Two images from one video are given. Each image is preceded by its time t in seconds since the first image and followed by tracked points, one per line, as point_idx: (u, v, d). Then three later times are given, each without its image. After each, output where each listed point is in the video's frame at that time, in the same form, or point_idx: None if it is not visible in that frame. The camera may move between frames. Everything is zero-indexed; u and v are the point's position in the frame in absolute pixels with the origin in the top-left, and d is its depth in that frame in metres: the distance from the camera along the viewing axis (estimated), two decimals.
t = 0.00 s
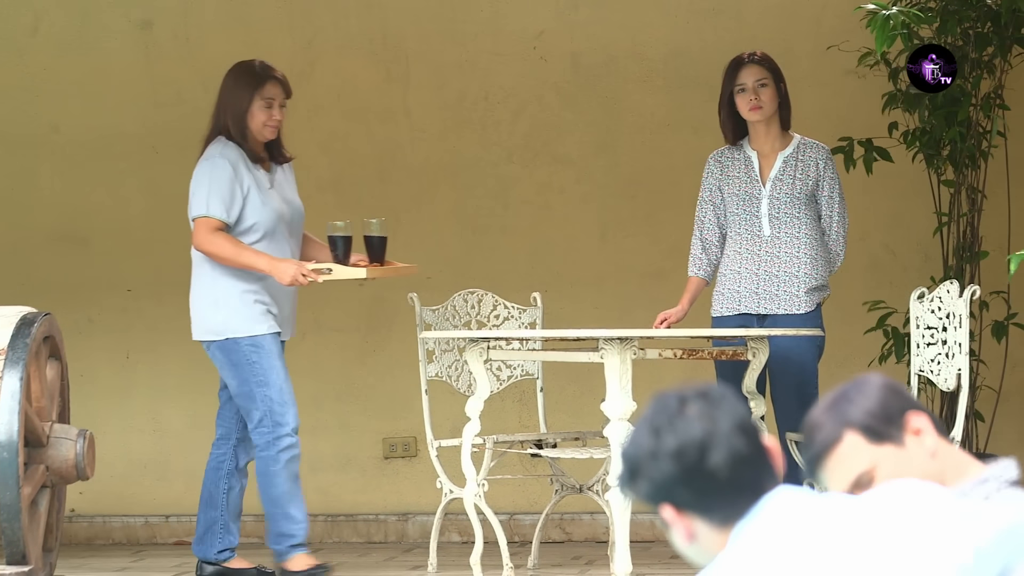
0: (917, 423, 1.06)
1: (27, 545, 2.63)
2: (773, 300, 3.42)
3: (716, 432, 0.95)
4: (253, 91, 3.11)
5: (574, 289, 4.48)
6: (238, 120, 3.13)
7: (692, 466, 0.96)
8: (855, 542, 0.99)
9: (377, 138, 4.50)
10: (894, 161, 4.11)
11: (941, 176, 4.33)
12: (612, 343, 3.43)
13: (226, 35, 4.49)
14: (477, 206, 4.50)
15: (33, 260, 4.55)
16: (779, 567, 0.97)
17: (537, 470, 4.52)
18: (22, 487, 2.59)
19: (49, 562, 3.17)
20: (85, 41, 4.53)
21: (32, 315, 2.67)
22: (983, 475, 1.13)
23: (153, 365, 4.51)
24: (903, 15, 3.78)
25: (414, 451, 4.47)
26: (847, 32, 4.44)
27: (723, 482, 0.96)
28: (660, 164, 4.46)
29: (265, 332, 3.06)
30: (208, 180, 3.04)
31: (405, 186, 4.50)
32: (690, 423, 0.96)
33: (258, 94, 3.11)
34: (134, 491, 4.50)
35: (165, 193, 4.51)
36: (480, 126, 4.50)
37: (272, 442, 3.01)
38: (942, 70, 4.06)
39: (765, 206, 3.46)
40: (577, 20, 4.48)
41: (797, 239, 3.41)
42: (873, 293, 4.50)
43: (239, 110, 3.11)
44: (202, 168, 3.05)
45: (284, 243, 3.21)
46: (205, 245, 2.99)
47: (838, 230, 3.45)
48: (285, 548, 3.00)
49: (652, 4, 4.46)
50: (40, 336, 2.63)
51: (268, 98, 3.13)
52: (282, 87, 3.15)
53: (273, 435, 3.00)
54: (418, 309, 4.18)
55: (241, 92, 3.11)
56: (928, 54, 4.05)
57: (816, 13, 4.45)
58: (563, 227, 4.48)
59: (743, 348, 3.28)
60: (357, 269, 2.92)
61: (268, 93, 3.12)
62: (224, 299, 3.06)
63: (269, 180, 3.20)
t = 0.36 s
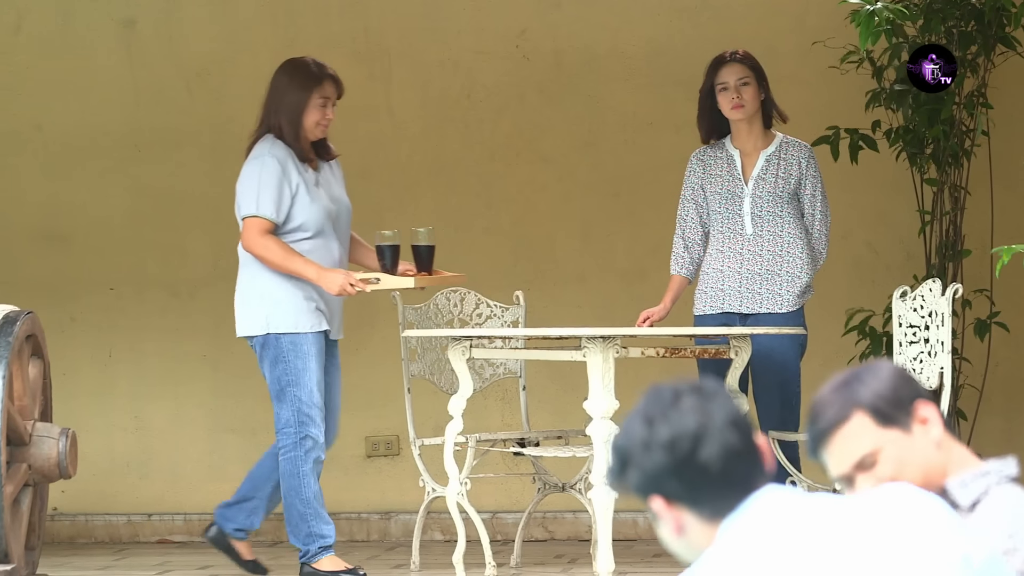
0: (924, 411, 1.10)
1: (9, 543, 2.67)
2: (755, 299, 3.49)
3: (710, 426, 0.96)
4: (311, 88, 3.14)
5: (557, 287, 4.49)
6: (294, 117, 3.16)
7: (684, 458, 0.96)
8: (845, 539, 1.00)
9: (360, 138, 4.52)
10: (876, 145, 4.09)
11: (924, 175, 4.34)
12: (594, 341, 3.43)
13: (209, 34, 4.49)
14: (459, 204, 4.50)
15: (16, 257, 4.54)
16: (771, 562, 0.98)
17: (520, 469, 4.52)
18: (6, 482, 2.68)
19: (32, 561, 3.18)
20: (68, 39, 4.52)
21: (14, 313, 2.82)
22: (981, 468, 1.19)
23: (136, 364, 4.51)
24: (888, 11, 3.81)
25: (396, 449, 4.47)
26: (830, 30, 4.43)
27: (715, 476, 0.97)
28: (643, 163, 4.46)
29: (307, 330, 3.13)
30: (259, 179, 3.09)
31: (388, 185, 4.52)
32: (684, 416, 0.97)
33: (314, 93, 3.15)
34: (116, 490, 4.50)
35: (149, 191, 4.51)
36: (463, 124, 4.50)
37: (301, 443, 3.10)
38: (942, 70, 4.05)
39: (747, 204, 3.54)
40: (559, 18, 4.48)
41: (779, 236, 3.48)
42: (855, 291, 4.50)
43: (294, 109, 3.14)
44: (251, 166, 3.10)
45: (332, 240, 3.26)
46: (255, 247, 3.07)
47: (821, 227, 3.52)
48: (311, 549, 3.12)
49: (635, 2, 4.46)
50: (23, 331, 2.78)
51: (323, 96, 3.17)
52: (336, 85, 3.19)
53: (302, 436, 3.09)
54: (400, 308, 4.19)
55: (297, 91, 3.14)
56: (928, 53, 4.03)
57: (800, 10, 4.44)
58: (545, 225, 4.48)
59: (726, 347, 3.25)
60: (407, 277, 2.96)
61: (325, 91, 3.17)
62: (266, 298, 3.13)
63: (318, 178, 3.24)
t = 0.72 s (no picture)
0: (901, 410, 1.09)
1: None
2: (740, 298, 3.64)
3: (746, 408, 0.96)
4: (355, 88, 3.27)
5: (540, 287, 4.49)
6: (338, 115, 3.29)
7: (713, 434, 0.96)
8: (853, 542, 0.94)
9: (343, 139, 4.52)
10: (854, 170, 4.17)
11: (908, 174, 4.34)
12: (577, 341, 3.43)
13: (192, 33, 4.48)
14: (442, 204, 4.51)
15: None
16: (769, 562, 0.94)
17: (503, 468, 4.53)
18: None
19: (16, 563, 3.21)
20: (51, 38, 4.52)
21: None
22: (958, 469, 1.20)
23: (119, 363, 4.51)
24: (878, 6, 3.81)
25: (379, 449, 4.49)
26: (814, 29, 4.42)
27: (739, 457, 0.96)
28: (626, 163, 4.45)
29: (315, 331, 3.29)
30: (293, 179, 3.23)
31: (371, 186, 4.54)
32: (723, 394, 0.96)
33: (358, 90, 3.28)
34: (99, 489, 4.50)
35: (132, 191, 4.51)
36: (446, 124, 4.51)
37: (296, 442, 3.29)
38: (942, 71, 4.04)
39: (730, 203, 3.69)
40: (543, 18, 4.47)
41: (762, 235, 3.64)
42: (838, 290, 4.50)
43: (342, 108, 3.27)
44: (286, 164, 3.25)
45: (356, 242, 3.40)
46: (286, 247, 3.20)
47: (804, 226, 3.68)
48: (295, 548, 3.32)
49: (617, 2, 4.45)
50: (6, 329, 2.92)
51: (366, 95, 3.31)
52: (377, 84, 3.33)
53: (297, 436, 3.29)
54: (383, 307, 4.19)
55: (343, 91, 3.27)
56: (928, 53, 4.06)
57: (783, 10, 4.44)
58: (529, 225, 4.48)
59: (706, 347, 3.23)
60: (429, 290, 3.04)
61: (367, 90, 3.30)
62: (284, 296, 3.29)
63: (348, 179, 3.39)
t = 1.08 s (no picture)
0: (874, 409, 0.97)
1: None
2: (716, 297, 3.64)
3: (790, 402, 0.88)
4: (385, 86, 3.35)
5: (516, 286, 4.49)
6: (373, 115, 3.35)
7: (750, 418, 0.88)
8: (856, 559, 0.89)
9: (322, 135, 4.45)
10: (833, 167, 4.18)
11: (884, 174, 4.34)
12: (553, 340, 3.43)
13: (169, 32, 4.48)
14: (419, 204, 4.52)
15: None
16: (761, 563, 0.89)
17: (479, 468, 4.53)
18: None
19: None
20: (28, 37, 4.52)
21: None
22: (932, 470, 1.18)
23: (96, 363, 4.51)
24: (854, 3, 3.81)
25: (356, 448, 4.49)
26: (790, 29, 4.43)
27: (771, 447, 0.89)
28: (602, 162, 4.45)
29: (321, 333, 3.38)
30: (317, 180, 3.32)
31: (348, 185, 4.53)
32: (770, 380, 0.88)
33: (388, 91, 3.35)
34: (76, 489, 4.49)
35: (108, 190, 4.51)
36: (423, 123, 4.52)
37: (295, 439, 3.38)
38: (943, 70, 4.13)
39: (707, 203, 3.70)
40: (520, 17, 4.48)
41: (739, 234, 3.65)
42: (815, 290, 4.51)
43: (376, 106, 3.34)
44: (313, 164, 3.33)
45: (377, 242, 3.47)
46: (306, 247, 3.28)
47: (781, 226, 3.69)
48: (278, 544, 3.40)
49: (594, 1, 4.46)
50: None
51: (398, 93, 3.37)
52: (408, 81, 3.39)
53: (296, 433, 3.37)
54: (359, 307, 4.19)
55: (374, 91, 3.34)
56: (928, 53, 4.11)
57: (759, 9, 4.44)
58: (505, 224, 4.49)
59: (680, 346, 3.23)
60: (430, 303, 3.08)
61: (398, 88, 3.37)
62: (299, 295, 3.39)
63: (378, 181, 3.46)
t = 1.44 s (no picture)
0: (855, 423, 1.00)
1: None
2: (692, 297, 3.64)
3: (815, 399, 0.97)
4: (361, 87, 3.47)
5: (492, 286, 4.49)
6: (355, 115, 3.49)
7: (778, 408, 0.97)
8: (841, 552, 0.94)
9: (298, 134, 4.45)
10: (805, 173, 4.19)
11: (860, 173, 4.34)
12: (529, 339, 3.42)
13: (146, 31, 4.48)
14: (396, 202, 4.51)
15: None
16: (746, 559, 0.95)
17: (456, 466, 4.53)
18: None
19: None
20: (4, 36, 4.51)
21: None
22: (899, 472, 1.24)
23: (72, 362, 4.50)
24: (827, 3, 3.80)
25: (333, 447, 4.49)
26: (767, 28, 4.43)
27: (789, 439, 0.97)
28: (579, 161, 4.45)
29: (315, 334, 3.53)
30: (317, 181, 3.45)
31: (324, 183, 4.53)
32: (802, 377, 0.98)
33: (367, 90, 3.47)
34: (52, 488, 4.49)
35: (85, 188, 4.50)
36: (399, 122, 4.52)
37: (285, 437, 3.54)
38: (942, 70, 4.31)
39: (683, 202, 3.70)
40: (496, 16, 4.47)
41: (715, 233, 3.65)
42: (791, 288, 4.51)
43: (353, 106, 3.49)
44: (311, 164, 3.49)
45: (377, 246, 3.60)
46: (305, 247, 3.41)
47: (757, 225, 3.70)
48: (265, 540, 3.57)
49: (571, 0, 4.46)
50: None
51: (376, 92, 3.47)
52: (390, 80, 3.48)
53: (286, 432, 3.53)
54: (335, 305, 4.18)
55: (355, 91, 3.49)
56: (928, 53, 4.25)
57: (735, 8, 4.44)
58: (482, 223, 4.49)
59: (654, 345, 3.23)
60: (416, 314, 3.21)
61: (375, 87, 3.47)
62: (296, 294, 3.54)
63: (377, 183, 3.58)
